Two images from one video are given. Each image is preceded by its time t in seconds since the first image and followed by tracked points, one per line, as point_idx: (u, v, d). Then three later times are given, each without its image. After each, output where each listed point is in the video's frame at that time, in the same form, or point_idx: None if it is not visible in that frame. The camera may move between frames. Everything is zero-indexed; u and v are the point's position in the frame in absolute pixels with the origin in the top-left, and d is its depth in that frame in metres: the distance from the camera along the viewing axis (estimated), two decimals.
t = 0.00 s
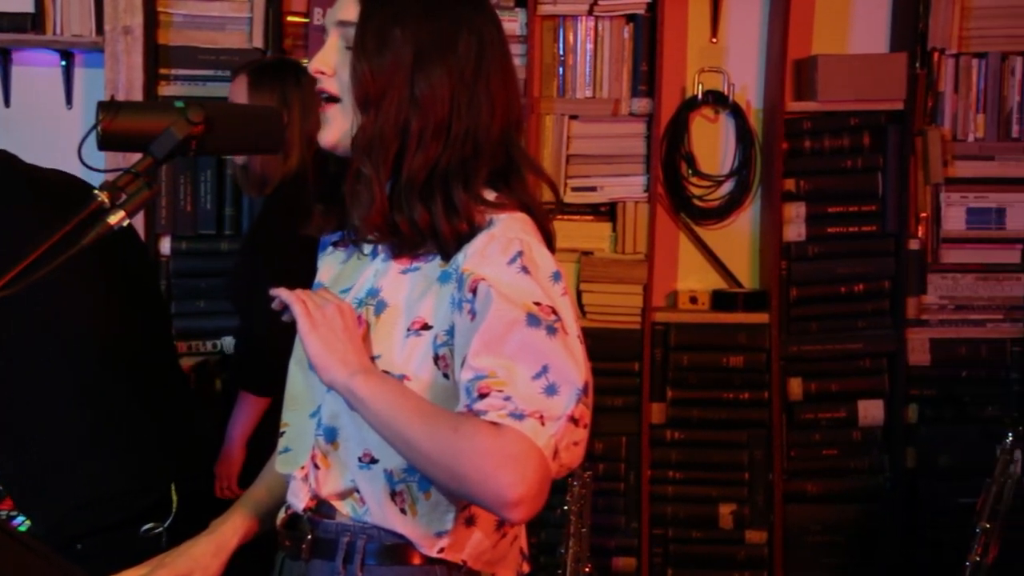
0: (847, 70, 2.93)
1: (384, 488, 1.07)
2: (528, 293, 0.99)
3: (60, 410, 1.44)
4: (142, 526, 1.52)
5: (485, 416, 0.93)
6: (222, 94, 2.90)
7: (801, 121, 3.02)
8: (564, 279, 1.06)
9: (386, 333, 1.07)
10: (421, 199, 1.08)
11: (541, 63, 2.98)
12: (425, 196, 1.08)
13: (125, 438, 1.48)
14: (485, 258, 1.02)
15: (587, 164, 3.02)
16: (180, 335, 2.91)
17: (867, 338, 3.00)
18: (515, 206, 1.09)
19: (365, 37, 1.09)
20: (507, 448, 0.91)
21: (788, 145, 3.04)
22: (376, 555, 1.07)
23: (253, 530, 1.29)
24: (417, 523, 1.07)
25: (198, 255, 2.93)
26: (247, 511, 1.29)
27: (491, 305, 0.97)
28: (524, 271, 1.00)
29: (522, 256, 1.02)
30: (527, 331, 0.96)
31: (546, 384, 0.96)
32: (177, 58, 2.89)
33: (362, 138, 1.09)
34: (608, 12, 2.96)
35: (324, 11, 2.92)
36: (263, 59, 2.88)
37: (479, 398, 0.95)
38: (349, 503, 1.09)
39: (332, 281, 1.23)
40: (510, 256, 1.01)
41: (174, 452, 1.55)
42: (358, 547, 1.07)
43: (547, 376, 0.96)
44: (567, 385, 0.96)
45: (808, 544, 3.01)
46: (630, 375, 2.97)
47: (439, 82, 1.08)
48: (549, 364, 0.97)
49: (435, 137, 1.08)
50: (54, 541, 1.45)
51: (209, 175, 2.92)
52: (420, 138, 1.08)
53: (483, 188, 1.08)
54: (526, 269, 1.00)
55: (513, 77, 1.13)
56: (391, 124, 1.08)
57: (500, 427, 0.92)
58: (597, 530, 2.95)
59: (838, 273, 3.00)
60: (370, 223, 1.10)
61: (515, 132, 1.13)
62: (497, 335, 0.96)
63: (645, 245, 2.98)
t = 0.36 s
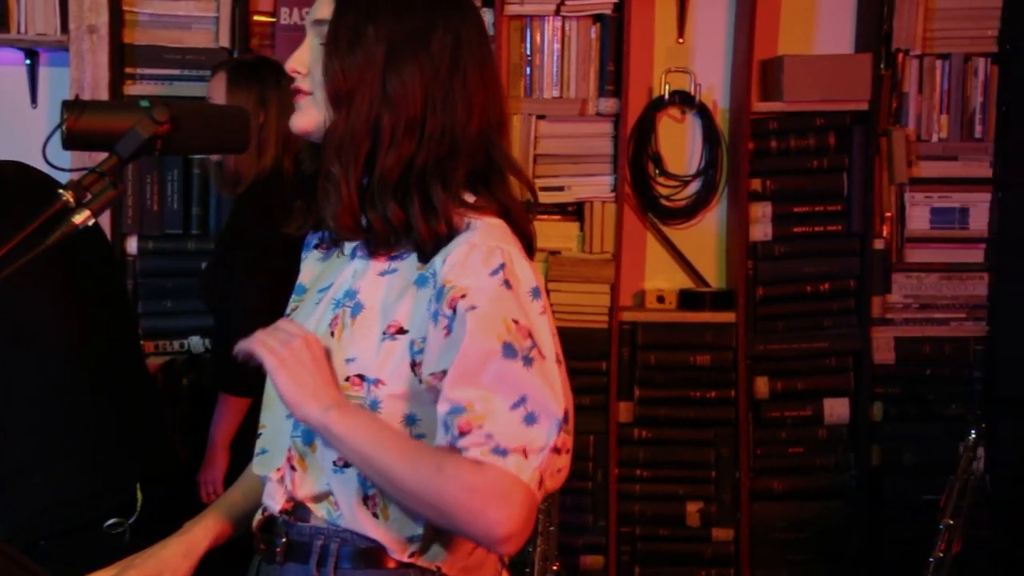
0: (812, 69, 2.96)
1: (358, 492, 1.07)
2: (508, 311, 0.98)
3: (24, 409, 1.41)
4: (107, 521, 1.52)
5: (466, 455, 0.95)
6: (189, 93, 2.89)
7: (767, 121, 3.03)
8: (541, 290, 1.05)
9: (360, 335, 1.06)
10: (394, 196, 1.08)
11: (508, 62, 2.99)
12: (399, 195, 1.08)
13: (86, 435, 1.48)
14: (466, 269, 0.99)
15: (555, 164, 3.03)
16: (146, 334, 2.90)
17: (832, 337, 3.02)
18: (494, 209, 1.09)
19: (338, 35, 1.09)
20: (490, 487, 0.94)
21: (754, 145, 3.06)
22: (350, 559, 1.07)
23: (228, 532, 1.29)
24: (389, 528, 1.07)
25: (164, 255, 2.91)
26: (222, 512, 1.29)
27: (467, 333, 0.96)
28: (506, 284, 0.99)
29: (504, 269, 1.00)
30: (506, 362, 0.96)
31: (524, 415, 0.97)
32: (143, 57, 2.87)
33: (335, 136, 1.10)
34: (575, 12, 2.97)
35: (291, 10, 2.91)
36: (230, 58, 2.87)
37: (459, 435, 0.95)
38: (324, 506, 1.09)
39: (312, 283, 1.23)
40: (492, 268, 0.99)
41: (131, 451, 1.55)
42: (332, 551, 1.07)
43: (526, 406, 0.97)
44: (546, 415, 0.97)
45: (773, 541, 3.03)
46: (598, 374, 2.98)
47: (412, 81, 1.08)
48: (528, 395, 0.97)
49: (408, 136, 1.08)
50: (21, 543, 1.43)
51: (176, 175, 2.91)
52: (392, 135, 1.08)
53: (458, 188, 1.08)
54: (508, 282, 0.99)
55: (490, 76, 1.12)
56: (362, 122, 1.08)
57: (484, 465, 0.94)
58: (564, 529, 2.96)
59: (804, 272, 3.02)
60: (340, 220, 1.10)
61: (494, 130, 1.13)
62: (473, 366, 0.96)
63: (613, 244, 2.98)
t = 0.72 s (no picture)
0: (771, 71, 2.96)
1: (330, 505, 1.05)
2: (467, 359, 0.98)
3: None
4: (68, 517, 1.50)
5: (437, 516, 0.99)
6: (148, 93, 2.87)
7: (727, 121, 3.05)
8: (507, 316, 1.04)
9: (322, 350, 1.05)
10: (364, 189, 1.06)
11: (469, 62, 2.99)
12: (367, 187, 1.06)
13: (43, 439, 1.46)
14: (426, 310, 0.99)
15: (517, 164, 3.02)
16: (105, 335, 2.88)
17: (794, 335, 3.03)
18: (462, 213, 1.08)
19: (304, 39, 1.10)
20: (462, 545, 0.99)
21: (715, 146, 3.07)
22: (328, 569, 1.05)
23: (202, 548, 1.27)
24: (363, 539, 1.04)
25: (124, 255, 2.89)
26: (193, 527, 1.28)
27: (429, 391, 0.98)
28: (467, 327, 0.99)
29: (466, 307, 0.99)
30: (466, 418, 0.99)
31: (485, 466, 1.00)
32: (101, 56, 2.85)
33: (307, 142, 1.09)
34: (536, 12, 2.97)
35: (251, 9, 2.89)
36: (190, 57, 2.86)
37: (427, 497, 0.99)
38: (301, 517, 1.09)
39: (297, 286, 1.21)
40: (453, 308, 0.99)
41: (86, 451, 1.54)
42: (308, 562, 1.06)
43: (487, 457, 1.00)
44: (507, 464, 1.01)
45: (734, 538, 3.04)
46: (560, 374, 2.99)
47: (371, 72, 1.06)
48: (490, 445, 1.00)
49: (372, 125, 1.06)
50: None
51: (136, 175, 2.89)
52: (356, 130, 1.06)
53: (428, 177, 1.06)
54: (470, 325, 0.99)
55: (461, 59, 1.09)
56: (327, 121, 1.07)
57: (457, 524, 0.99)
58: (526, 528, 2.96)
59: (764, 272, 3.04)
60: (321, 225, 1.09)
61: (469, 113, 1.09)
62: (434, 426, 0.99)
63: (575, 244, 2.99)
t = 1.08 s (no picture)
0: (736, 71, 2.96)
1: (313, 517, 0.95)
2: (407, 345, 0.87)
3: None
4: (36, 517, 1.43)
5: (386, 514, 0.87)
6: (112, 92, 2.84)
7: (694, 121, 3.05)
8: (459, 297, 0.92)
9: (293, 356, 0.96)
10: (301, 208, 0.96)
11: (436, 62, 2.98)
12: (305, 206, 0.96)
13: (12, 438, 1.45)
14: (366, 296, 0.89)
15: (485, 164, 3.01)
16: (69, 335, 2.85)
17: (761, 334, 3.04)
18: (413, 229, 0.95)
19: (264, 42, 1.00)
20: (416, 544, 0.87)
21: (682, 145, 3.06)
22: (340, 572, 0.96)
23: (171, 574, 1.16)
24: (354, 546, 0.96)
25: (89, 256, 2.86)
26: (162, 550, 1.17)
27: (366, 381, 0.87)
28: (407, 311, 0.88)
29: (408, 289, 0.89)
30: (411, 407, 0.88)
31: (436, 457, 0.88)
32: (65, 55, 2.82)
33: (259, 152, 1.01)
34: (503, 12, 2.97)
35: (216, 8, 2.87)
36: (155, 56, 2.84)
37: (376, 494, 0.87)
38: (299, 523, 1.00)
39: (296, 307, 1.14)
40: (394, 292, 0.89)
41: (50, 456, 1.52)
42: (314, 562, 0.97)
43: (437, 447, 0.88)
44: (459, 454, 0.88)
45: (701, 537, 3.04)
46: (529, 374, 2.98)
47: (313, 77, 0.95)
48: (439, 433, 0.88)
49: (312, 138, 0.95)
50: None
51: (100, 174, 2.86)
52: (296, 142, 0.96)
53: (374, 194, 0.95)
54: (412, 308, 0.88)
55: (415, 70, 0.97)
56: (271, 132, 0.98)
57: (411, 522, 0.87)
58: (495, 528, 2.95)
59: (731, 271, 3.04)
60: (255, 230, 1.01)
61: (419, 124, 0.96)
62: (376, 415, 0.88)
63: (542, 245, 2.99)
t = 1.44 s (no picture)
0: (711, 72, 2.96)
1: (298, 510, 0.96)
2: (369, 331, 0.89)
3: None
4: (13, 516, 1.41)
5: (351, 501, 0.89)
6: (85, 91, 2.83)
7: (670, 121, 3.05)
8: (431, 286, 0.94)
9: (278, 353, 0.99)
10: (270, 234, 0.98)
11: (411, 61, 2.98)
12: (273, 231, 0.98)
13: None
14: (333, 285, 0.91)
15: (461, 163, 3.01)
16: (43, 335, 2.83)
17: (735, 333, 3.05)
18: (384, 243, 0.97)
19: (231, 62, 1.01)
20: (380, 530, 0.89)
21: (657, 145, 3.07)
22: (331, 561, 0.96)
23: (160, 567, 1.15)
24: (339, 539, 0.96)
25: (61, 256, 2.85)
26: (157, 541, 1.16)
27: (331, 370, 0.89)
28: (371, 299, 0.90)
29: (372, 277, 0.90)
30: (375, 395, 0.89)
31: (400, 443, 0.90)
32: (38, 53, 2.81)
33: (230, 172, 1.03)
34: (479, 11, 2.97)
35: (191, 7, 2.85)
36: (129, 55, 2.82)
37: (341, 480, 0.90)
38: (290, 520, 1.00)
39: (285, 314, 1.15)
40: (359, 279, 0.91)
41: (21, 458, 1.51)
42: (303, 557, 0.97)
43: (400, 434, 0.89)
44: (422, 440, 0.89)
45: (675, 537, 3.05)
46: (504, 374, 2.98)
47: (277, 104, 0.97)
48: (402, 420, 0.89)
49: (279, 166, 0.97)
50: None
51: (74, 173, 2.83)
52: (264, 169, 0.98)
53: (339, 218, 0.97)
54: (375, 296, 0.90)
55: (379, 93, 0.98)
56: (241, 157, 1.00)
57: (375, 508, 0.89)
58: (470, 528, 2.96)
59: (705, 270, 3.05)
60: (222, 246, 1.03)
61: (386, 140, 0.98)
62: (341, 400, 0.89)
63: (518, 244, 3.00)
